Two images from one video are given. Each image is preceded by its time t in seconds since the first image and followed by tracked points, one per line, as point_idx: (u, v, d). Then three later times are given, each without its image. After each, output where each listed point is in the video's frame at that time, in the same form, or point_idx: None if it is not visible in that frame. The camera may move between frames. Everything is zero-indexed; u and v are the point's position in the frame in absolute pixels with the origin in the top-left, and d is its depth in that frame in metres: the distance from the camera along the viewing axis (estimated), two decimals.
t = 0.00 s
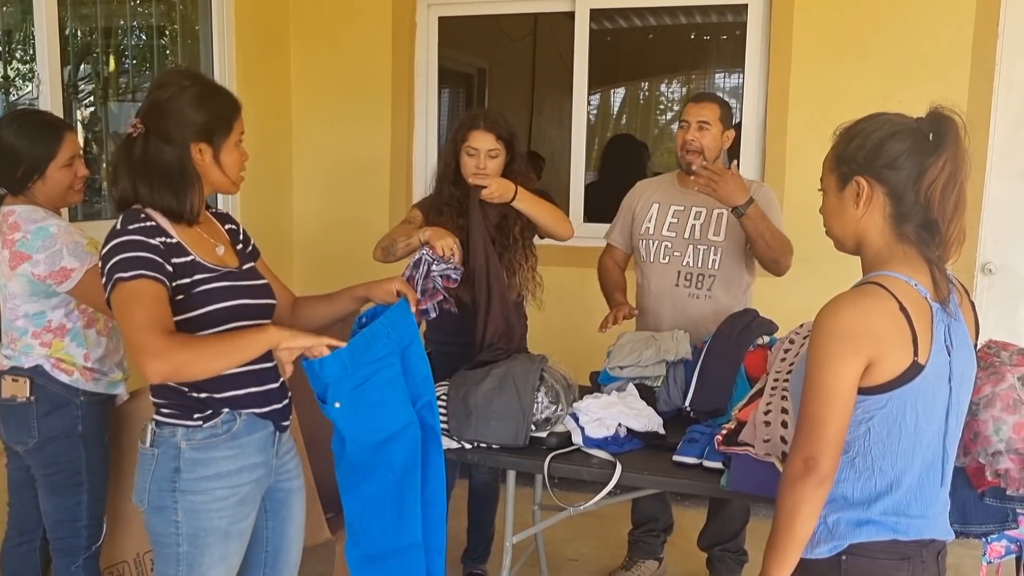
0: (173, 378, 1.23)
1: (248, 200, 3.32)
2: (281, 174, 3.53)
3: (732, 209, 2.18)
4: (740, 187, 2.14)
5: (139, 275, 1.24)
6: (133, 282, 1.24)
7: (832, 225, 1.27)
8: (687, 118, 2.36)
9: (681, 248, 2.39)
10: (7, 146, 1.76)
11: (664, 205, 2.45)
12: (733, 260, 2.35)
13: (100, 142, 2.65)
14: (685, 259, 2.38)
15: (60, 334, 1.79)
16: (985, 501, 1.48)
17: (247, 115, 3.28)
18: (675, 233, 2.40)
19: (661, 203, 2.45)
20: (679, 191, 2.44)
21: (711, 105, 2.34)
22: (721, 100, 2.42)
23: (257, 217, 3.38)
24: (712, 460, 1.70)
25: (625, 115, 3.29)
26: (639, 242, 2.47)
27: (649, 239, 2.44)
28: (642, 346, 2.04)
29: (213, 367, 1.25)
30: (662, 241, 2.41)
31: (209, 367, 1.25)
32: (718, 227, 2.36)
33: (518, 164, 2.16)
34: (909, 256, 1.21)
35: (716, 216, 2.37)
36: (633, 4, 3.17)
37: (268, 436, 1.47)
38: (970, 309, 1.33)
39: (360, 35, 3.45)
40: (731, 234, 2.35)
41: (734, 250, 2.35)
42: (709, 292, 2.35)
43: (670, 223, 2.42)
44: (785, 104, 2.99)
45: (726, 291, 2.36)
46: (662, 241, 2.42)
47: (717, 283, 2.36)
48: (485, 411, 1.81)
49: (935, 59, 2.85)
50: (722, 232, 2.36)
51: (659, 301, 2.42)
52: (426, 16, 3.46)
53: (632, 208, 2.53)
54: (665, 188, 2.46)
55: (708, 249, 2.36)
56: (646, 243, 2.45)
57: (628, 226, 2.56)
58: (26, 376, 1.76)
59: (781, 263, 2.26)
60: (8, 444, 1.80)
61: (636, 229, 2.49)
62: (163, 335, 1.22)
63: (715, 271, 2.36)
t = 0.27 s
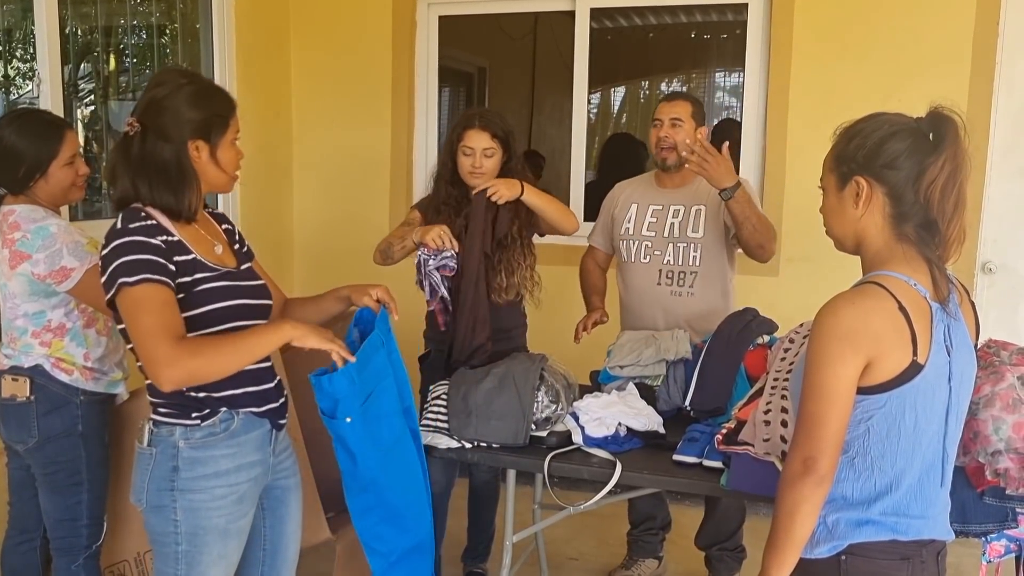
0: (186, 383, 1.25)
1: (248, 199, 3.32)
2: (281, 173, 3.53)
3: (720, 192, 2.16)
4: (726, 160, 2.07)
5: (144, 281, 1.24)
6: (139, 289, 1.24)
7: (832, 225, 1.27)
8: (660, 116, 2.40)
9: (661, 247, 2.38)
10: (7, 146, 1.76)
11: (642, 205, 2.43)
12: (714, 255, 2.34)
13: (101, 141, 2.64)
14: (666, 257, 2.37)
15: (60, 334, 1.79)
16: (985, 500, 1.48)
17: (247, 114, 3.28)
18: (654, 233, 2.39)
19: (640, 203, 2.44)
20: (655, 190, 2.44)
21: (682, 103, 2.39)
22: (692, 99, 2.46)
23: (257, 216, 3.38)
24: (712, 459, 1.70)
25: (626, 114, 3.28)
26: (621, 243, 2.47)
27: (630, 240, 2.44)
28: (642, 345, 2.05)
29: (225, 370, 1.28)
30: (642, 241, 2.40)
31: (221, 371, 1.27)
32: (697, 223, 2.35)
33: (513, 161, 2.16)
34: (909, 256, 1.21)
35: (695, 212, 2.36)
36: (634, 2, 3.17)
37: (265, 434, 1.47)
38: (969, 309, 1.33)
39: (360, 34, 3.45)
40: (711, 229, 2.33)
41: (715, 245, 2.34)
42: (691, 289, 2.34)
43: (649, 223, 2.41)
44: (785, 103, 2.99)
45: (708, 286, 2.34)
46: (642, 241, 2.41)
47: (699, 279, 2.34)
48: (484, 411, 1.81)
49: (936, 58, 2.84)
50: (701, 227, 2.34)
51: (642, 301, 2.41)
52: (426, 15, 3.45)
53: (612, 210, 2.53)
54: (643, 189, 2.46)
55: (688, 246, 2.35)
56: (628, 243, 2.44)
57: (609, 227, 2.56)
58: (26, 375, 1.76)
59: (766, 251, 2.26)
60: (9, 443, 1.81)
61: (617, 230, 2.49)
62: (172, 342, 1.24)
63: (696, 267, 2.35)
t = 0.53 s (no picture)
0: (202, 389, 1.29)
1: (248, 198, 3.32)
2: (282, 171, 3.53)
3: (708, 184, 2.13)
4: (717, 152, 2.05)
5: (151, 288, 1.25)
6: (146, 296, 1.25)
7: (830, 224, 1.27)
8: (645, 118, 2.41)
9: (649, 246, 2.38)
10: (7, 144, 1.76)
11: (631, 205, 2.43)
12: (702, 253, 2.34)
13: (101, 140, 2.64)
14: (654, 256, 2.37)
15: (60, 332, 1.79)
16: (984, 499, 1.48)
17: (247, 112, 3.28)
18: (642, 232, 2.39)
19: (629, 203, 2.44)
20: (644, 190, 2.44)
21: (666, 103, 2.41)
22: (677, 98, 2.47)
23: (257, 214, 3.38)
24: (711, 458, 1.71)
25: (626, 112, 3.28)
26: (611, 244, 2.47)
27: (619, 239, 2.44)
28: (642, 343, 2.05)
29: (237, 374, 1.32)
30: (630, 241, 2.40)
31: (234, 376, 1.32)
32: (684, 221, 2.34)
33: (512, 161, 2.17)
34: (907, 255, 1.21)
35: (682, 211, 2.35)
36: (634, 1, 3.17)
37: (261, 431, 1.47)
38: (966, 308, 1.33)
39: (359, 33, 3.45)
40: (698, 228, 2.33)
41: (703, 243, 2.33)
42: (678, 287, 2.34)
43: (637, 222, 2.40)
44: (786, 101, 2.99)
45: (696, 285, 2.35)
46: (630, 240, 2.41)
47: (687, 277, 2.34)
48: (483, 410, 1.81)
49: (936, 57, 2.84)
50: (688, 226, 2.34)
51: (631, 300, 2.41)
52: (427, 14, 3.46)
53: (602, 211, 2.53)
54: (631, 188, 2.46)
55: (675, 244, 2.35)
56: (617, 243, 2.44)
57: (600, 227, 2.56)
58: (26, 374, 1.76)
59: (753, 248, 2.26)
60: (9, 442, 1.81)
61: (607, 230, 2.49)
62: (186, 350, 1.26)
63: (683, 266, 2.35)
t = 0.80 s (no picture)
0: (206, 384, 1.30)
1: (249, 197, 3.32)
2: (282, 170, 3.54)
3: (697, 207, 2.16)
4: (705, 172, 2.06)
5: (156, 287, 1.26)
6: (151, 295, 1.25)
7: (827, 224, 1.27)
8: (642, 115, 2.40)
9: (641, 246, 2.38)
10: (7, 143, 1.76)
11: (626, 205, 2.43)
12: (694, 257, 2.35)
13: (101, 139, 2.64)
14: (646, 257, 2.37)
15: (61, 331, 1.79)
16: (983, 498, 1.48)
17: (247, 111, 3.28)
18: (635, 233, 2.39)
19: (623, 203, 2.44)
20: (639, 190, 2.44)
21: (664, 103, 2.38)
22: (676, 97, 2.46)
23: (257, 213, 3.38)
24: (711, 457, 1.71)
25: (627, 111, 3.28)
26: (604, 243, 2.46)
27: (612, 239, 2.43)
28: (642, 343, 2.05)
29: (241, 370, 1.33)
30: (623, 240, 2.40)
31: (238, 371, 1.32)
32: (677, 223, 2.35)
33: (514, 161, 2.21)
34: (904, 255, 1.21)
35: (676, 213, 2.36)
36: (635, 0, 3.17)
37: (259, 428, 1.48)
38: (964, 307, 1.33)
39: (359, 32, 3.45)
40: (691, 230, 2.34)
41: (696, 246, 2.34)
42: (669, 289, 2.35)
43: (631, 222, 2.40)
44: (786, 101, 2.99)
45: (686, 287, 2.35)
46: (623, 240, 2.40)
47: (677, 279, 2.35)
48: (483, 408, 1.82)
49: (936, 56, 2.84)
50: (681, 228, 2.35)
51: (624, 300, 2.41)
52: (427, 13, 3.46)
53: (597, 211, 2.52)
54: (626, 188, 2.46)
55: (668, 246, 2.35)
56: (611, 243, 2.44)
57: (595, 226, 2.56)
58: (27, 373, 1.76)
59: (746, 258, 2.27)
60: (9, 440, 1.81)
61: (602, 230, 2.48)
62: (191, 348, 1.27)
63: (674, 268, 2.35)
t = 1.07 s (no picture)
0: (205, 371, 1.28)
1: (251, 195, 3.32)
2: (283, 168, 3.54)
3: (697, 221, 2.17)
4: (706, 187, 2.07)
5: (147, 280, 1.26)
6: (143, 288, 1.25)
7: (827, 223, 1.27)
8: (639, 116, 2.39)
9: (638, 246, 2.37)
10: (10, 142, 1.76)
11: (623, 204, 2.42)
12: (691, 257, 2.35)
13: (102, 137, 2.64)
14: (644, 256, 2.36)
15: (63, 330, 1.79)
16: (985, 497, 1.48)
17: (248, 110, 3.28)
18: (632, 231, 2.38)
19: (621, 201, 2.43)
20: (637, 189, 2.44)
21: (660, 102, 2.39)
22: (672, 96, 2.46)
23: (259, 212, 3.38)
24: (713, 456, 1.71)
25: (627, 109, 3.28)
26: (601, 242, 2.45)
27: (609, 238, 2.42)
28: (642, 341, 2.04)
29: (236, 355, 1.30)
30: (621, 239, 2.39)
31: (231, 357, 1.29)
32: (674, 223, 2.35)
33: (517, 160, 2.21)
34: (904, 253, 1.21)
35: (674, 212, 2.36)
36: None
37: (261, 424, 1.48)
38: (964, 306, 1.33)
39: (360, 30, 3.45)
40: (688, 230, 2.34)
41: (693, 246, 2.35)
42: (666, 288, 2.35)
43: (629, 221, 2.39)
44: (787, 100, 2.99)
45: (683, 286, 2.36)
46: (621, 239, 2.39)
47: (674, 279, 2.35)
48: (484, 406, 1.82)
49: (938, 55, 2.84)
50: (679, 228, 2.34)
51: (620, 298, 2.41)
52: (428, 12, 3.46)
53: (595, 209, 2.51)
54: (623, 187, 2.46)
55: (665, 245, 2.35)
56: (609, 241, 2.42)
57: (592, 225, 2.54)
58: (29, 371, 1.76)
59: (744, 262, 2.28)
60: (12, 438, 1.81)
61: (599, 229, 2.46)
62: (183, 335, 1.26)
63: (671, 267, 2.35)
